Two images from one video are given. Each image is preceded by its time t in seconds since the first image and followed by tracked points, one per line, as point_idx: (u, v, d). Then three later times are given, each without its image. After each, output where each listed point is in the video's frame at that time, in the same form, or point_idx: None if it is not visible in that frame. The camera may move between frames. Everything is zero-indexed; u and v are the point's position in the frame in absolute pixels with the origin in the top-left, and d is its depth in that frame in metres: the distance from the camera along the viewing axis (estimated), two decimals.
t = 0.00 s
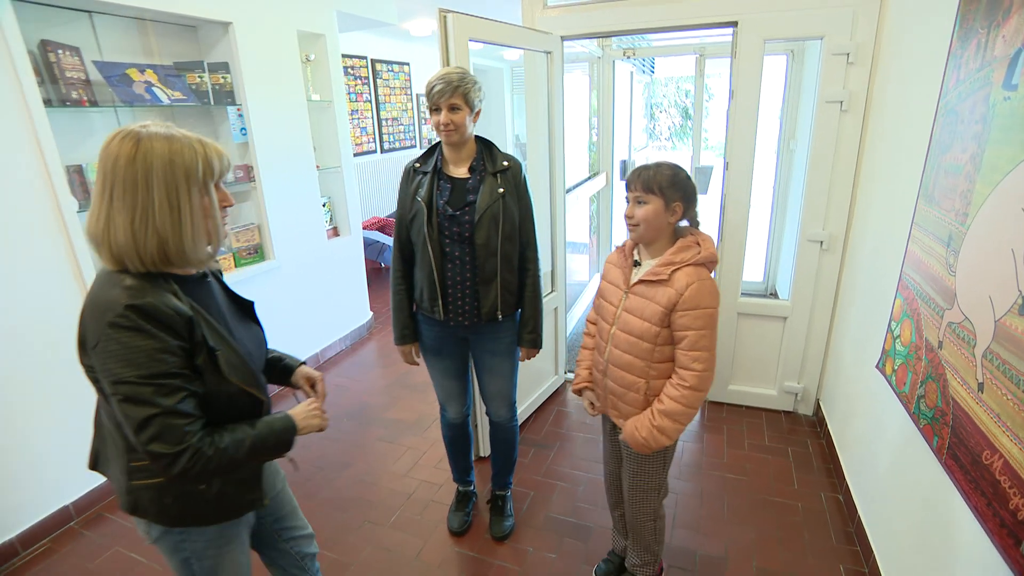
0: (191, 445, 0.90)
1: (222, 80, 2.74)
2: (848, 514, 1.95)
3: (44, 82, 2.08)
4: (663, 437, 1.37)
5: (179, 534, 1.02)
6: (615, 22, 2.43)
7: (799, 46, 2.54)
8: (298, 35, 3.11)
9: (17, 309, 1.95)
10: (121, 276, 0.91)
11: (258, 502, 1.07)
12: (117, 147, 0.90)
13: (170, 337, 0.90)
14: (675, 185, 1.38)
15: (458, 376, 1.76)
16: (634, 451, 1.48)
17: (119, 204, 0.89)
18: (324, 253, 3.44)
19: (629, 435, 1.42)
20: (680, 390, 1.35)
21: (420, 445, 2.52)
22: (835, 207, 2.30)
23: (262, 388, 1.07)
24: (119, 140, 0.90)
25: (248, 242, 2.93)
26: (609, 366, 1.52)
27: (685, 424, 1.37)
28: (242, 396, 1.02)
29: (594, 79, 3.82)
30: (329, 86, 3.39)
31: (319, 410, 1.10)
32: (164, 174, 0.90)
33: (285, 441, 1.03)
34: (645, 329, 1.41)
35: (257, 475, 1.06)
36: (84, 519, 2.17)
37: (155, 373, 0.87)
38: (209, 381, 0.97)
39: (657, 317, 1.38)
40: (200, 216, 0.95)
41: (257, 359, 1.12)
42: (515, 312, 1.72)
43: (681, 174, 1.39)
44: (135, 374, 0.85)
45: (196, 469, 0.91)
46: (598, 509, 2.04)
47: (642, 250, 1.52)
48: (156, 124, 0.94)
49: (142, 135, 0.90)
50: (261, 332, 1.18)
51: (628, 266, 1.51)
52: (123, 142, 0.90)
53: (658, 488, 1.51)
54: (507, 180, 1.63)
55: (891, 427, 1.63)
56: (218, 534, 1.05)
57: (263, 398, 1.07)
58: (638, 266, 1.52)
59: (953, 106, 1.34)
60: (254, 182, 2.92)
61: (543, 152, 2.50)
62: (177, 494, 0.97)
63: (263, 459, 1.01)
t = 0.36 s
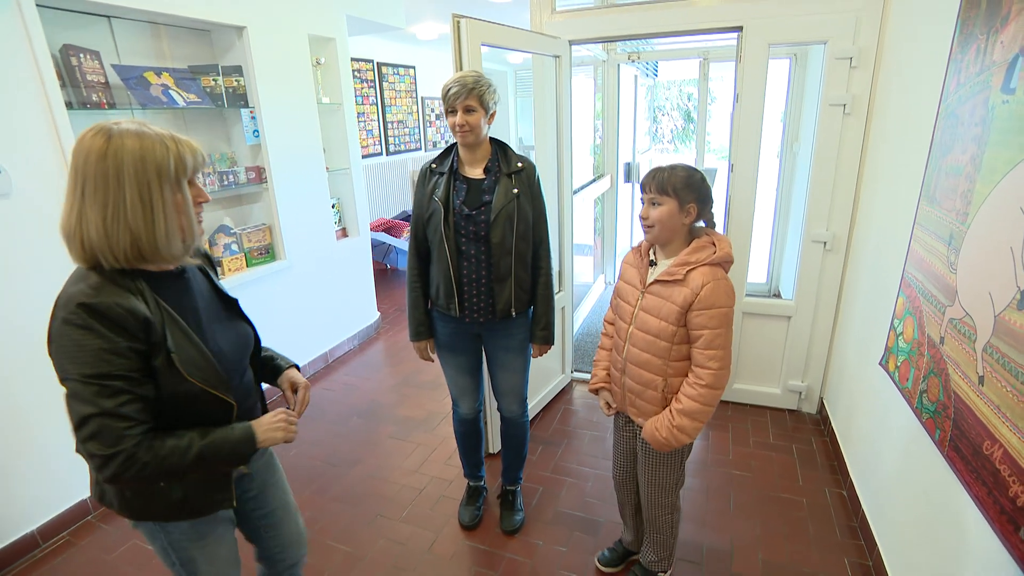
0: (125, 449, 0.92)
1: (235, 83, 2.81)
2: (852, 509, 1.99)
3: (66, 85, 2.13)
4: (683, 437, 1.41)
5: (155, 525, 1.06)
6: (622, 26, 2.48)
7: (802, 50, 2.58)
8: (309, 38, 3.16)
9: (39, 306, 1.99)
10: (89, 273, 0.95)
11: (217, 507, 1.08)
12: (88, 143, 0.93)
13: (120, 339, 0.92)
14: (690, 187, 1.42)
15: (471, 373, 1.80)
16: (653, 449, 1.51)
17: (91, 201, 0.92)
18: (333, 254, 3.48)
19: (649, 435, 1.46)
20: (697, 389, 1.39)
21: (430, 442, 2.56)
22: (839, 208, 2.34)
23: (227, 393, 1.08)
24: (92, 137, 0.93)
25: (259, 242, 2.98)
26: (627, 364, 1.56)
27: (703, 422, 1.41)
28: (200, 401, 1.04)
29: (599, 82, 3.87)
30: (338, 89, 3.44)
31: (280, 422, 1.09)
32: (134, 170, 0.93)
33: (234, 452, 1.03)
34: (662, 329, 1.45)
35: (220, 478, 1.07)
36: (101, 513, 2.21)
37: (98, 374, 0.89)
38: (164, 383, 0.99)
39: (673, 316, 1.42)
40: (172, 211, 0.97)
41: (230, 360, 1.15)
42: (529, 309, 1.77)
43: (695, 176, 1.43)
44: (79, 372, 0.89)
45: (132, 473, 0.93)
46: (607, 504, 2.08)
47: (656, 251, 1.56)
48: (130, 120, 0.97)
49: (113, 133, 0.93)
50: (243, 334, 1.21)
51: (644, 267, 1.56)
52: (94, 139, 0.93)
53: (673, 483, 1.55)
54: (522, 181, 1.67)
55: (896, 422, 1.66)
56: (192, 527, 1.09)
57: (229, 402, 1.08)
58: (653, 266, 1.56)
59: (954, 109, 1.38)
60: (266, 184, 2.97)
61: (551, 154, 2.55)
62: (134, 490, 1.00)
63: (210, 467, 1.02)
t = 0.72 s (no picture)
0: (86, 429, 0.91)
1: (244, 78, 2.84)
2: (848, 505, 2.03)
3: (78, 78, 2.14)
4: (679, 423, 1.45)
5: (155, 500, 1.07)
6: (627, 28, 2.52)
7: (804, 54, 2.62)
8: (316, 35, 3.19)
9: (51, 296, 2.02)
10: (85, 255, 0.96)
11: (203, 490, 1.05)
12: (81, 133, 0.92)
13: (96, 322, 0.92)
14: (686, 184, 1.46)
15: (478, 366, 1.84)
16: (649, 435, 1.56)
17: (83, 190, 0.91)
18: (337, 250, 3.51)
19: (646, 422, 1.50)
20: (692, 377, 1.43)
21: (433, 436, 2.59)
22: (839, 210, 2.39)
23: (212, 384, 1.04)
24: (86, 126, 0.92)
25: (265, 236, 3.01)
26: (624, 354, 1.60)
27: (699, 409, 1.45)
28: (177, 392, 1.02)
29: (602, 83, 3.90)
30: (345, 86, 3.47)
31: (255, 421, 1.06)
32: (124, 158, 0.91)
33: (200, 445, 1.00)
34: (659, 319, 1.48)
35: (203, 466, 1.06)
36: (108, 501, 2.24)
37: (69, 355, 0.90)
38: (140, 369, 0.97)
39: (670, 307, 1.46)
40: (160, 201, 0.95)
41: (227, 348, 1.11)
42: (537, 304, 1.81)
43: (692, 174, 1.46)
44: (53, 348, 0.90)
45: (94, 453, 0.93)
46: (608, 497, 2.12)
47: (654, 244, 1.61)
48: (121, 110, 0.95)
49: (105, 122, 0.92)
50: (249, 326, 1.18)
51: (641, 260, 1.60)
52: (86, 128, 0.92)
53: (668, 471, 1.60)
54: (532, 178, 1.71)
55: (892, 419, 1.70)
56: (190, 505, 1.08)
57: (213, 394, 1.05)
58: (649, 259, 1.60)
59: (953, 113, 1.42)
60: (273, 179, 2.99)
61: (556, 153, 2.58)
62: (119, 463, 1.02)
63: (176, 456, 1.00)
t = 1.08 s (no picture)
0: (125, 418, 0.95)
1: (263, 83, 2.89)
2: (866, 503, 2.02)
3: (106, 87, 2.21)
4: (679, 410, 1.47)
5: (183, 487, 1.10)
6: (640, 29, 2.53)
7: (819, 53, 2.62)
8: (332, 41, 3.24)
9: (80, 297, 2.08)
10: (119, 254, 1.00)
11: (231, 478, 1.09)
12: (118, 138, 0.95)
13: (132, 316, 0.95)
14: (684, 181, 1.48)
15: (495, 364, 1.87)
16: (650, 424, 1.57)
17: (120, 193, 0.94)
18: (354, 252, 3.56)
19: (646, 409, 1.52)
20: (693, 365, 1.45)
21: (450, 434, 2.62)
22: (855, 207, 2.38)
23: (239, 375, 1.08)
24: (123, 132, 0.95)
25: (282, 239, 3.06)
26: (625, 347, 1.61)
27: (698, 397, 1.48)
28: (208, 382, 1.06)
29: (615, 84, 3.92)
30: (360, 90, 3.52)
31: (278, 410, 1.10)
32: (159, 163, 0.94)
33: (229, 433, 1.04)
34: (659, 312, 1.50)
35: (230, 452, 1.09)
36: (134, 498, 2.29)
37: (107, 349, 0.93)
38: (174, 361, 1.01)
39: (670, 300, 1.47)
40: (191, 203, 0.98)
41: (251, 341, 1.14)
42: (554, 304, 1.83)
43: (689, 172, 1.48)
44: (93, 343, 0.93)
45: (132, 441, 0.97)
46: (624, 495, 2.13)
47: (653, 241, 1.61)
48: (156, 117, 0.98)
49: (141, 128, 0.95)
50: (270, 317, 1.22)
51: (640, 255, 1.61)
52: (123, 134, 0.95)
53: (669, 464, 1.61)
54: (550, 179, 1.74)
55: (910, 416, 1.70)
56: (217, 493, 1.11)
57: (240, 384, 1.09)
58: (649, 255, 1.61)
59: (970, 109, 1.42)
60: (291, 182, 3.04)
61: (570, 154, 2.60)
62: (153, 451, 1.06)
63: (207, 444, 1.04)
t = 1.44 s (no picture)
0: (153, 408, 0.98)
1: (270, 84, 2.92)
2: (871, 501, 2.02)
3: (115, 88, 2.24)
4: (676, 406, 1.48)
5: (200, 478, 1.12)
6: (644, 28, 2.54)
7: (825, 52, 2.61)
8: (337, 41, 3.26)
9: (89, 296, 2.11)
10: (134, 250, 1.01)
11: (251, 465, 1.13)
12: (135, 137, 0.97)
13: (156, 309, 0.97)
14: (683, 181, 1.49)
15: (500, 363, 1.88)
16: (648, 420, 1.58)
17: (135, 190, 0.96)
18: (359, 251, 3.58)
19: (645, 405, 1.53)
20: (692, 362, 1.46)
21: (455, 432, 2.64)
22: (859, 206, 2.38)
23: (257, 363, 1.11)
24: (139, 131, 0.97)
25: (288, 239, 3.08)
26: (626, 344, 1.62)
27: (696, 394, 1.48)
28: (228, 371, 1.08)
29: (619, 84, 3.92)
30: (366, 90, 3.54)
31: (296, 396, 1.13)
32: (174, 163, 0.96)
33: (252, 420, 1.07)
34: (660, 310, 1.51)
35: (248, 439, 1.12)
36: (143, 494, 2.32)
37: (133, 341, 0.95)
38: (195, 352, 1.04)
39: (672, 298, 1.48)
40: (203, 201, 1.00)
41: (264, 332, 1.17)
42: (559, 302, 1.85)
43: (688, 171, 1.49)
44: (119, 336, 0.95)
45: (160, 430, 0.99)
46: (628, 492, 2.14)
47: (653, 240, 1.62)
48: (172, 118, 1.00)
49: (156, 128, 0.97)
50: (277, 308, 1.25)
51: (642, 254, 1.62)
52: (139, 133, 0.97)
53: (667, 461, 1.62)
54: (556, 178, 1.75)
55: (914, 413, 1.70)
56: (232, 483, 1.13)
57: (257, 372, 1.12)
58: (651, 255, 1.62)
59: (975, 107, 1.43)
60: (297, 182, 3.06)
61: (575, 153, 2.61)
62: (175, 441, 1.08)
63: (230, 431, 1.07)
